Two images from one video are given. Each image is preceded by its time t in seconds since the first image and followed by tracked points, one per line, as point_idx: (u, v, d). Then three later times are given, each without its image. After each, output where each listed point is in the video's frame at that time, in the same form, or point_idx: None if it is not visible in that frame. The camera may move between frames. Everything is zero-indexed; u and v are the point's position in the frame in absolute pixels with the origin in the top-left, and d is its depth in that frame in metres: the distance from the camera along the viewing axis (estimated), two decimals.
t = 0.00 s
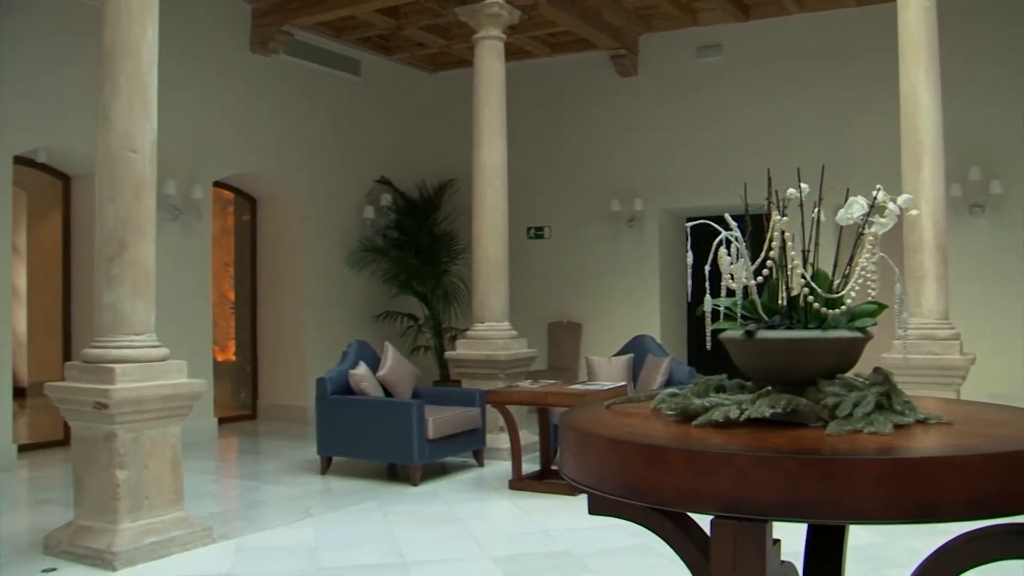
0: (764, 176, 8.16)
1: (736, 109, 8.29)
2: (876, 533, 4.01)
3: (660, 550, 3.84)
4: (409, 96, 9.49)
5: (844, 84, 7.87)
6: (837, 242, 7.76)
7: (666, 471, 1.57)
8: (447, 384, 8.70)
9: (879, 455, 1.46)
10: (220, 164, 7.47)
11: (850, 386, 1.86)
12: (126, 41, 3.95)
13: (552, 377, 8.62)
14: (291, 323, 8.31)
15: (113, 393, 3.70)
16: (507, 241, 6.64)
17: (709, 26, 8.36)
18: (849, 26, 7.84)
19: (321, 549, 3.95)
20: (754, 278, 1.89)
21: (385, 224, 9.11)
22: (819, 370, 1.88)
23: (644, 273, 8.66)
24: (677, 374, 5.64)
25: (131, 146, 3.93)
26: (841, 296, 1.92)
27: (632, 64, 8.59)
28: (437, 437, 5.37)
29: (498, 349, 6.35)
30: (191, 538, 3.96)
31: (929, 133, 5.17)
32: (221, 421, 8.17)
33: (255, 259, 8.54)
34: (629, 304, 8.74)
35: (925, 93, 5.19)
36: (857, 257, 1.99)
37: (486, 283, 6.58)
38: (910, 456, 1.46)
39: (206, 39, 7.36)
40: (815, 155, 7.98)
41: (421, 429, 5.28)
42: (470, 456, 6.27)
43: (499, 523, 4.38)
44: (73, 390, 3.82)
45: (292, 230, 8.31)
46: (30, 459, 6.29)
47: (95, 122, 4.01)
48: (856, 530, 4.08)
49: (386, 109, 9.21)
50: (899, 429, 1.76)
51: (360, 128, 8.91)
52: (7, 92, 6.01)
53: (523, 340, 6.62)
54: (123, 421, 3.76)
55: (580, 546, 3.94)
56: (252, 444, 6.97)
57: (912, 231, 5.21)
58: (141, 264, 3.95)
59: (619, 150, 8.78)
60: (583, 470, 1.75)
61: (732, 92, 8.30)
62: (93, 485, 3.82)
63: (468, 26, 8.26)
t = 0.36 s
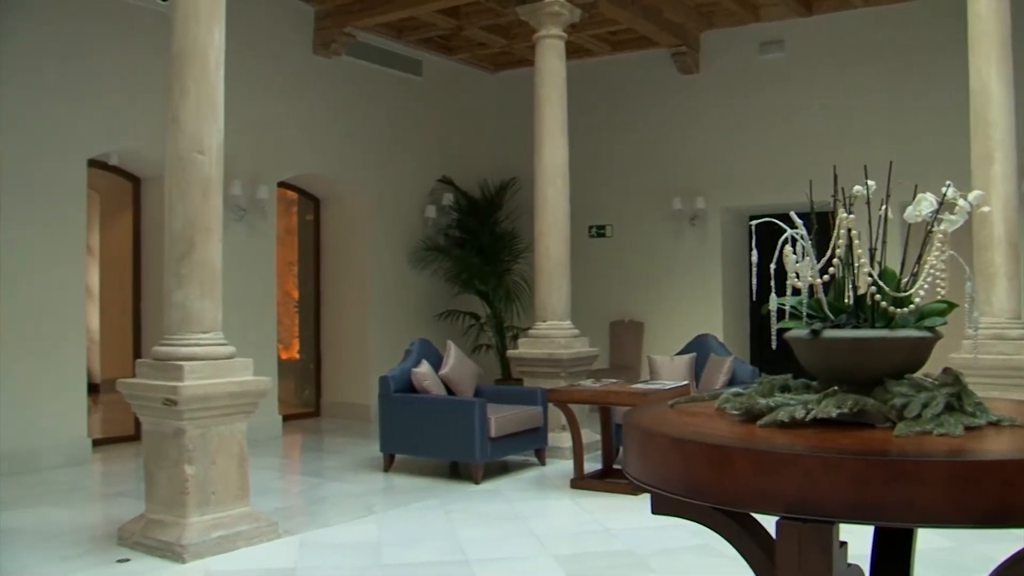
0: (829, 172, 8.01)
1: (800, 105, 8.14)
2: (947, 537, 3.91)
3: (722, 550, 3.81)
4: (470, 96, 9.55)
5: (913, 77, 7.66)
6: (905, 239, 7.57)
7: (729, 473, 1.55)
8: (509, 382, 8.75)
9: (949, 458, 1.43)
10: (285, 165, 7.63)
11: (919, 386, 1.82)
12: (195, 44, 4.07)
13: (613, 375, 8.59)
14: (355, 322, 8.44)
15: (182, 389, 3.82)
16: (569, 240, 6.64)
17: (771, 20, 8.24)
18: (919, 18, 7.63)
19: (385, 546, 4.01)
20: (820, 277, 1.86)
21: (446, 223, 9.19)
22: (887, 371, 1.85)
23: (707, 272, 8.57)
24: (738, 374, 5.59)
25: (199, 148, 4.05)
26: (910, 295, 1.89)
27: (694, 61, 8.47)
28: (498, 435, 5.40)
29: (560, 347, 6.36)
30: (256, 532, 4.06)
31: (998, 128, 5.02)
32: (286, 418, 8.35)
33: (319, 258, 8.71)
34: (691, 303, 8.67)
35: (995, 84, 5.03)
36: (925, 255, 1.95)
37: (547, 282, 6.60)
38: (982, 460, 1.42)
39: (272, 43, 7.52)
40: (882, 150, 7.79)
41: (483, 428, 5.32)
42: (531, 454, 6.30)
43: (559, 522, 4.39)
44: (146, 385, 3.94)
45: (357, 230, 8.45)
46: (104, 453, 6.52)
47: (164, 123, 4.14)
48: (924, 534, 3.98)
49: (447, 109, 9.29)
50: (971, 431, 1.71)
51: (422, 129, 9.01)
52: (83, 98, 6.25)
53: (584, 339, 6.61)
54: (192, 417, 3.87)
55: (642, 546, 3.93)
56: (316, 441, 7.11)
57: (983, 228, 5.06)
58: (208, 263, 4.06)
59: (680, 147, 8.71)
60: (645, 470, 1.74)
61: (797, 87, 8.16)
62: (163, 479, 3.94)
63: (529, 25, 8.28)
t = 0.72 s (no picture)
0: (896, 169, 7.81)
1: (866, 99, 7.96)
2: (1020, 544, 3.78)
3: (784, 552, 3.76)
4: (530, 96, 9.58)
5: (986, 70, 7.42)
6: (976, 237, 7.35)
7: (795, 474, 1.54)
8: (570, 382, 8.76)
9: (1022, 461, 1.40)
10: (348, 166, 7.76)
11: (992, 387, 1.76)
12: (262, 48, 4.18)
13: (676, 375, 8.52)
14: (416, 322, 8.55)
15: (248, 387, 3.92)
16: (631, 239, 6.62)
17: (835, 15, 8.07)
18: (991, 9, 7.38)
19: (447, 543, 4.07)
20: (888, 275, 1.83)
21: (507, 223, 9.23)
22: (956, 371, 1.81)
23: (771, 271, 8.45)
24: (803, 374, 5.50)
25: (265, 150, 4.16)
26: (981, 294, 1.85)
27: (755, 58, 8.35)
28: (560, 433, 5.42)
29: (622, 346, 6.34)
30: (320, 529, 4.15)
31: None
32: (349, 416, 8.49)
33: (382, 258, 8.84)
34: (754, 303, 8.55)
35: None
36: (997, 253, 1.91)
37: (609, 280, 6.58)
38: None
39: (334, 46, 7.66)
40: (953, 145, 7.57)
41: (545, 428, 5.34)
42: (592, 453, 6.30)
43: (620, 521, 4.38)
44: (213, 383, 4.06)
45: (419, 230, 8.55)
46: (173, 449, 6.72)
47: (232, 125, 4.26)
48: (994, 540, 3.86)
49: (508, 110, 9.33)
50: None
51: (483, 129, 9.06)
52: (152, 102, 6.46)
53: (646, 338, 6.58)
54: (259, 414, 3.98)
55: (705, 547, 3.89)
56: (378, 439, 7.22)
57: None
58: (273, 262, 4.17)
59: (743, 144, 8.60)
60: (709, 469, 1.74)
61: (863, 82, 7.98)
62: (230, 475, 4.06)
63: (589, 24, 8.26)
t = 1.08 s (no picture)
0: (964, 164, 7.59)
1: (932, 94, 7.75)
2: None
3: (844, 554, 3.70)
4: (587, 95, 9.56)
5: None
6: None
7: (858, 472, 1.52)
8: (627, 381, 8.73)
9: None
10: (406, 167, 7.84)
11: None
12: (322, 50, 4.26)
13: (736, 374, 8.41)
14: (475, 321, 8.61)
15: (309, 385, 4.00)
16: (689, 238, 6.56)
17: (899, 8, 7.88)
18: None
19: (505, 541, 4.10)
20: (954, 274, 1.79)
21: (565, 222, 9.22)
22: None
23: (834, 269, 8.29)
24: (865, 374, 5.40)
25: (324, 151, 4.24)
26: None
27: (815, 53, 8.20)
28: (618, 433, 5.41)
29: (681, 345, 6.29)
30: (380, 526, 4.21)
31: None
32: (407, 414, 8.59)
33: (441, 258, 8.91)
34: (816, 301, 8.40)
35: None
36: None
37: (667, 279, 6.54)
38: None
39: (391, 48, 7.75)
40: None
41: (603, 428, 5.34)
42: (650, 453, 6.26)
43: (678, 522, 4.36)
44: (274, 381, 4.15)
45: (476, 229, 8.60)
46: (236, 445, 6.89)
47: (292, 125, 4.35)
48: None
49: (564, 109, 9.33)
50: None
51: (539, 129, 9.07)
52: (214, 106, 6.63)
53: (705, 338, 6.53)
54: (320, 412, 4.07)
55: (765, 548, 3.85)
56: (437, 438, 7.28)
57: None
58: (332, 262, 4.24)
59: (805, 140, 8.45)
60: (767, 469, 1.72)
61: (929, 76, 7.77)
62: (291, 472, 4.14)
63: (646, 22, 8.21)
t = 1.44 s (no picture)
0: None
1: (1010, 86, 7.49)
2: None
3: (915, 559, 3.61)
4: (651, 93, 9.51)
5: None
6: None
7: (934, 477, 1.44)
8: (692, 381, 8.65)
9: None
10: (470, 168, 7.90)
11: None
12: (389, 51, 4.34)
13: (802, 374, 8.26)
14: (539, 320, 8.65)
15: (376, 383, 4.08)
16: (755, 236, 6.47)
17: None
18: None
19: (569, 541, 4.12)
20: None
21: (630, 221, 9.20)
22: None
23: (904, 268, 8.08)
24: (937, 374, 5.26)
25: (390, 151, 4.32)
26: None
27: (884, 48, 8.05)
28: (683, 433, 5.37)
29: (747, 345, 6.21)
30: (445, 524, 4.27)
31: None
32: (472, 413, 8.65)
33: (506, 258, 8.96)
34: (887, 300, 8.19)
35: None
36: None
37: (733, 279, 6.46)
38: None
39: (455, 50, 7.81)
40: None
41: (668, 428, 5.31)
42: (716, 454, 6.21)
43: (743, 523, 4.32)
44: (341, 379, 4.24)
45: (541, 229, 8.64)
46: (303, 443, 7.05)
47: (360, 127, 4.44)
48: None
49: (628, 107, 9.29)
50: None
51: (603, 128, 9.05)
52: (281, 111, 6.79)
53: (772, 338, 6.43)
54: (388, 410, 4.14)
55: (833, 551, 3.79)
56: (501, 436, 7.33)
57: None
58: (399, 262, 4.32)
59: (874, 136, 8.25)
60: (838, 471, 1.65)
61: (1006, 67, 7.51)
62: (357, 470, 4.23)
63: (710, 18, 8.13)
